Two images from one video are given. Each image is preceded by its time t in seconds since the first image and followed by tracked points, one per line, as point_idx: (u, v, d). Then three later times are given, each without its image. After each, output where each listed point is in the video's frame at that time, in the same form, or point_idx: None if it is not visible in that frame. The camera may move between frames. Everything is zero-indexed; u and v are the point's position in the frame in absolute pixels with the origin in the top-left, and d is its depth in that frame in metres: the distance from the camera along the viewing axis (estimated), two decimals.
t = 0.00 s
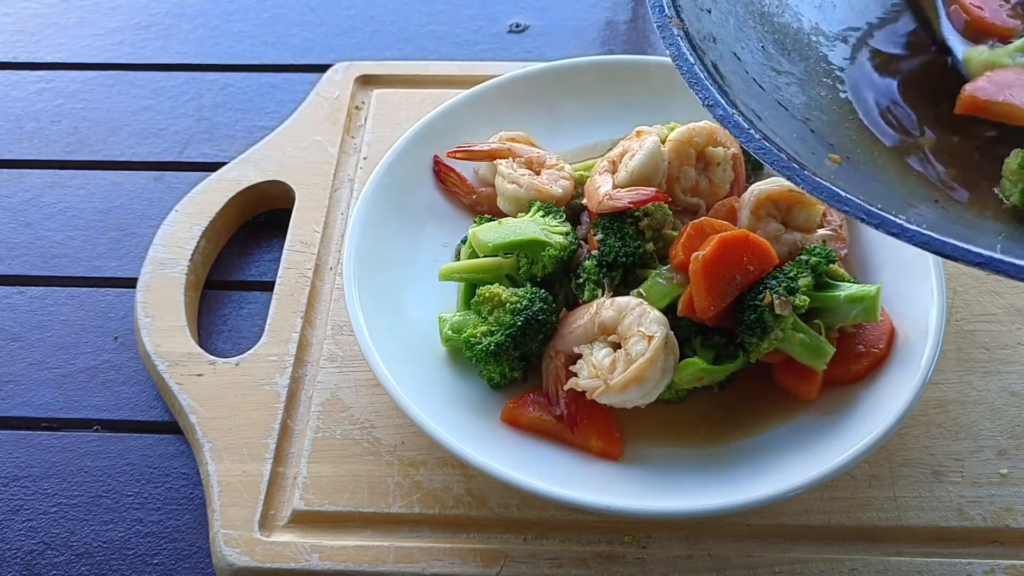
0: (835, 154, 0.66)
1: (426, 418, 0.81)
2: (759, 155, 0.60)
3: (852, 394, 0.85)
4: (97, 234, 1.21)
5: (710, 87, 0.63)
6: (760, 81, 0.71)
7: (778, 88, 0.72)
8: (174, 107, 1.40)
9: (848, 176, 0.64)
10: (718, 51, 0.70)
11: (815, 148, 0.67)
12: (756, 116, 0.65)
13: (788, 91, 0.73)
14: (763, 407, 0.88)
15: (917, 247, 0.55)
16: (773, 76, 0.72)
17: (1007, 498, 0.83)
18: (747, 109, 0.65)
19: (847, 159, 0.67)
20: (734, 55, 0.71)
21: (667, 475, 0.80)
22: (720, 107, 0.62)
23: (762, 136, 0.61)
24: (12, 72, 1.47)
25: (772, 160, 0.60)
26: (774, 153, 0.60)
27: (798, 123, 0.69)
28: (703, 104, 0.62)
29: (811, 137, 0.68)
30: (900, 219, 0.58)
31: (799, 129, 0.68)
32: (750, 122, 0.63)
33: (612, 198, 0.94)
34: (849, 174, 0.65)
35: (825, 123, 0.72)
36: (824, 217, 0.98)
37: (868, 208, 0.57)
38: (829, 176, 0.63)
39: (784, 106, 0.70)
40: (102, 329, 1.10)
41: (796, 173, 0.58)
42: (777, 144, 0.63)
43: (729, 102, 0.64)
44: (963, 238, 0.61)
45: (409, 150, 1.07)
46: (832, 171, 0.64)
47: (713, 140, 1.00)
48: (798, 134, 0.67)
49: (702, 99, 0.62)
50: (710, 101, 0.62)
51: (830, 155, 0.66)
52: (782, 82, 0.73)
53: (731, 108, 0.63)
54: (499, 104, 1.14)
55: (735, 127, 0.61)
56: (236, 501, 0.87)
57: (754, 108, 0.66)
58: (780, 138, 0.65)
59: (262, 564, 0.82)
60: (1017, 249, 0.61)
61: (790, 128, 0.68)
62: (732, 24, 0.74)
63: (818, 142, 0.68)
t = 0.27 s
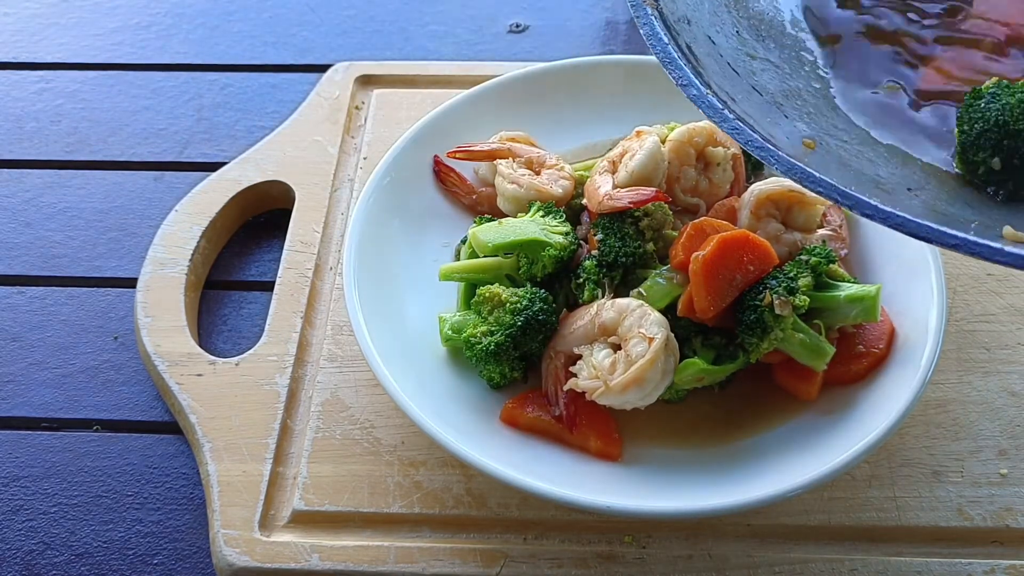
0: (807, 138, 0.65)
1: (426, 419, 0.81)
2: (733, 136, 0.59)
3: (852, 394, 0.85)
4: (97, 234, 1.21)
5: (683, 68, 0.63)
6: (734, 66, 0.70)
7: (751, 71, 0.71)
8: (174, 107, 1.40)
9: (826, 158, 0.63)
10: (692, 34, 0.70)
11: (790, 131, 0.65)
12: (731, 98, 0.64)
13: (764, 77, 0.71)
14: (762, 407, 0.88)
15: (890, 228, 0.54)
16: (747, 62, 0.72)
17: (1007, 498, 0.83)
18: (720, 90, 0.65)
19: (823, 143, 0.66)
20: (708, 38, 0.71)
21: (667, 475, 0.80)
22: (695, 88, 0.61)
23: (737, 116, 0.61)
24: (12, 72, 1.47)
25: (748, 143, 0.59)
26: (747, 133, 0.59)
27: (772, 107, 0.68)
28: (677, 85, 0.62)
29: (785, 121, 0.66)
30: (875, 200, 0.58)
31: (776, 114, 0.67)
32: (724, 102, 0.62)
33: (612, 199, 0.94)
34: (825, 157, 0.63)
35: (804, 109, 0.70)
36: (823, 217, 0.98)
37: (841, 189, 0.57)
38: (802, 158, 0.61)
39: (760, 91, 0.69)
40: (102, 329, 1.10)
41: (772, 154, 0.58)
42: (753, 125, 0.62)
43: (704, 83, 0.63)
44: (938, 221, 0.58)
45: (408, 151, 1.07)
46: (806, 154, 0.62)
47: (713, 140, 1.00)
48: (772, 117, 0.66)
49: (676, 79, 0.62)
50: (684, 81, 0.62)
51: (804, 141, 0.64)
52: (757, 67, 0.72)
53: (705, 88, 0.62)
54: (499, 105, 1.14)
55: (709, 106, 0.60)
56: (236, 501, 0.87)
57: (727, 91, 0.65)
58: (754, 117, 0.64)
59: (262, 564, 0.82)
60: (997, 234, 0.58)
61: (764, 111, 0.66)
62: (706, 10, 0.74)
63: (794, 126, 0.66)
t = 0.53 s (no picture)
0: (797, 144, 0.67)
1: (426, 419, 0.81)
2: (723, 141, 0.61)
3: (852, 394, 0.85)
4: (97, 234, 1.21)
5: (675, 74, 0.64)
6: (726, 71, 0.72)
7: (743, 78, 0.73)
8: (174, 107, 1.40)
9: (814, 162, 0.65)
10: (685, 42, 0.71)
11: (780, 137, 0.67)
12: (722, 103, 0.66)
13: (754, 82, 0.74)
14: (762, 408, 0.88)
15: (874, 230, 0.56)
16: (739, 67, 0.74)
17: (1007, 498, 0.83)
18: (712, 95, 0.66)
19: (813, 149, 0.68)
20: (699, 43, 0.73)
21: (666, 476, 0.80)
22: (686, 94, 0.63)
23: (726, 121, 0.63)
24: (13, 72, 1.47)
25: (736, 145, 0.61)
26: (737, 138, 0.61)
27: (762, 112, 0.70)
28: (668, 91, 0.64)
29: (775, 125, 0.69)
30: (861, 202, 0.60)
31: (766, 118, 0.69)
32: (714, 108, 0.64)
33: (612, 198, 0.94)
34: (813, 161, 0.65)
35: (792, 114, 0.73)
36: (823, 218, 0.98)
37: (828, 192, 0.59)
38: (791, 162, 0.63)
39: (750, 96, 0.71)
40: (102, 329, 1.10)
41: (759, 158, 0.60)
42: (743, 129, 0.64)
43: (695, 89, 0.65)
44: (924, 222, 0.60)
45: (408, 151, 1.07)
46: (796, 159, 0.64)
47: (713, 140, 1.00)
48: (763, 122, 0.68)
49: (667, 86, 0.64)
50: (675, 88, 0.64)
51: (793, 145, 0.67)
52: (748, 74, 0.74)
53: (696, 95, 0.64)
54: (500, 105, 1.14)
55: (699, 113, 0.62)
56: (236, 501, 0.87)
57: (718, 95, 0.67)
58: (745, 122, 0.66)
59: (262, 565, 0.82)
60: (983, 235, 0.60)
61: (754, 115, 0.68)
62: (700, 15, 0.76)
63: (784, 131, 0.68)
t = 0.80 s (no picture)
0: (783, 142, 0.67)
1: (426, 419, 0.81)
2: (708, 137, 0.61)
3: (852, 394, 0.85)
4: (97, 234, 1.21)
5: (661, 70, 0.64)
6: (713, 69, 0.73)
7: (729, 76, 0.73)
8: (174, 107, 1.40)
9: (800, 161, 0.65)
10: (672, 38, 0.72)
11: (766, 134, 0.67)
12: (709, 99, 0.66)
13: (741, 79, 0.74)
14: (762, 408, 0.88)
15: (861, 228, 0.56)
16: (726, 65, 0.74)
17: (1007, 498, 0.83)
18: (698, 92, 0.66)
19: (799, 147, 0.68)
20: (687, 40, 0.73)
21: (667, 476, 0.80)
22: (671, 90, 0.63)
23: (712, 117, 0.63)
24: (13, 72, 1.47)
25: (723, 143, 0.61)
26: (723, 134, 0.61)
27: (749, 110, 0.70)
28: (655, 87, 0.64)
29: (762, 122, 0.69)
30: (847, 200, 0.60)
31: (753, 116, 0.69)
32: (700, 104, 0.64)
33: (612, 198, 0.94)
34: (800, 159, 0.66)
35: (778, 113, 0.73)
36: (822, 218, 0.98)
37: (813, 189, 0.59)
38: (777, 159, 0.63)
39: (737, 94, 0.71)
40: (102, 329, 1.10)
41: (744, 154, 0.60)
42: (729, 126, 0.64)
43: (681, 85, 0.65)
44: (910, 220, 0.60)
45: (407, 151, 1.07)
46: (782, 155, 0.64)
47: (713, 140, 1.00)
48: (750, 119, 0.68)
49: (653, 82, 0.64)
50: (661, 84, 0.64)
51: (781, 144, 0.67)
52: (734, 71, 0.75)
53: (682, 91, 0.64)
54: (499, 105, 1.14)
55: (685, 108, 0.62)
56: (236, 501, 0.87)
57: (705, 91, 0.67)
58: (732, 119, 0.66)
59: (262, 565, 0.82)
60: (968, 233, 0.60)
61: (741, 112, 0.69)
62: (687, 12, 0.77)
63: (770, 129, 0.68)
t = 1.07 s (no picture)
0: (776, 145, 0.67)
1: (426, 418, 0.81)
2: (700, 140, 0.61)
3: (852, 394, 0.85)
4: (97, 234, 1.21)
5: (653, 72, 0.64)
6: (706, 71, 0.73)
7: (722, 78, 0.74)
8: (175, 107, 1.40)
9: (794, 164, 0.65)
10: (665, 40, 0.72)
11: (759, 137, 0.67)
12: (701, 101, 0.66)
13: (733, 82, 0.74)
14: (761, 408, 0.88)
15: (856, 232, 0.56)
16: (718, 68, 0.75)
17: (1007, 498, 0.83)
18: (691, 94, 0.66)
19: (792, 150, 0.68)
20: (680, 42, 0.74)
21: (667, 476, 0.80)
22: (664, 93, 0.63)
23: (704, 120, 0.63)
24: (13, 72, 1.47)
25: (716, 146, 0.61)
26: (716, 137, 0.61)
27: (741, 112, 0.70)
28: (647, 89, 0.64)
29: (754, 126, 0.69)
30: (840, 205, 0.60)
31: (745, 118, 0.69)
32: (693, 107, 0.64)
33: (612, 198, 0.94)
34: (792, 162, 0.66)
35: (771, 115, 0.73)
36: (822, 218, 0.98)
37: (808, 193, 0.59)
38: (769, 162, 0.63)
39: (730, 96, 0.71)
40: (102, 329, 1.10)
41: (737, 158, 0.60)
42: (721, 129, 0.64)
43: (673, 88, 0.65)
44: (905, 226, 0.60)
45: (407, 151, 1.07)
46: (775, 159, 0.64)
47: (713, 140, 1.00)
48: (742, 122, 0.68)
49: (645, 84, 0.64)
50: (654, 86, 0.64)
51: (775, 148, 0.67)
52: (727, 74, 0.75)
53: (674, 93, 0.64)
54: (499, 105, 1.14)
55: (677, 111, 0.62)
56: (236, 501, 0.87)
57: (698, 94, 0.67)
58: (724, 121, 0.66)
59: (262, 565, 0.82)
60: (961, 239, 0.60)
61: (734, 115, 0.69)
62: (679, 14, 0.78)
63: (763, 132, 0.68)
